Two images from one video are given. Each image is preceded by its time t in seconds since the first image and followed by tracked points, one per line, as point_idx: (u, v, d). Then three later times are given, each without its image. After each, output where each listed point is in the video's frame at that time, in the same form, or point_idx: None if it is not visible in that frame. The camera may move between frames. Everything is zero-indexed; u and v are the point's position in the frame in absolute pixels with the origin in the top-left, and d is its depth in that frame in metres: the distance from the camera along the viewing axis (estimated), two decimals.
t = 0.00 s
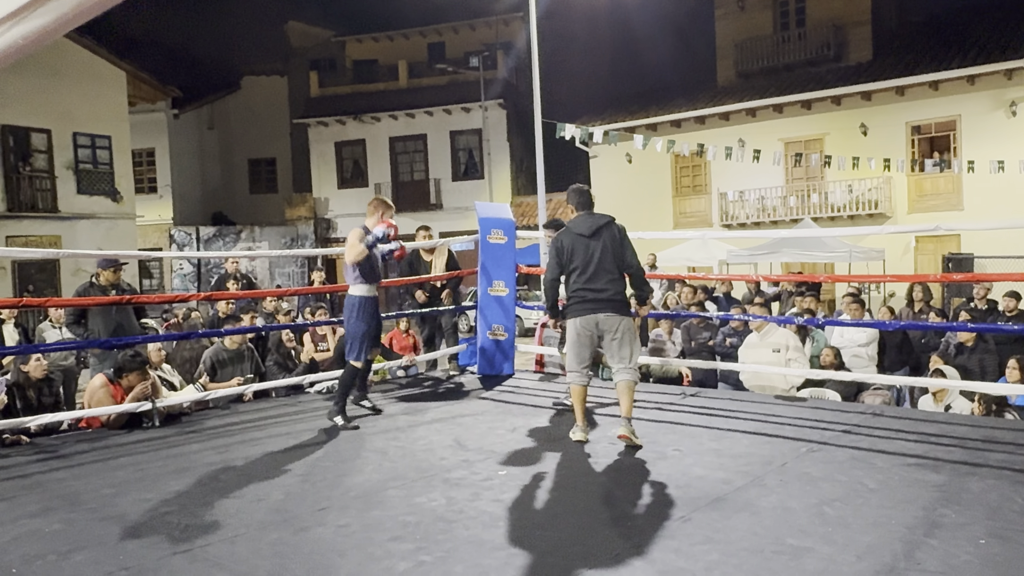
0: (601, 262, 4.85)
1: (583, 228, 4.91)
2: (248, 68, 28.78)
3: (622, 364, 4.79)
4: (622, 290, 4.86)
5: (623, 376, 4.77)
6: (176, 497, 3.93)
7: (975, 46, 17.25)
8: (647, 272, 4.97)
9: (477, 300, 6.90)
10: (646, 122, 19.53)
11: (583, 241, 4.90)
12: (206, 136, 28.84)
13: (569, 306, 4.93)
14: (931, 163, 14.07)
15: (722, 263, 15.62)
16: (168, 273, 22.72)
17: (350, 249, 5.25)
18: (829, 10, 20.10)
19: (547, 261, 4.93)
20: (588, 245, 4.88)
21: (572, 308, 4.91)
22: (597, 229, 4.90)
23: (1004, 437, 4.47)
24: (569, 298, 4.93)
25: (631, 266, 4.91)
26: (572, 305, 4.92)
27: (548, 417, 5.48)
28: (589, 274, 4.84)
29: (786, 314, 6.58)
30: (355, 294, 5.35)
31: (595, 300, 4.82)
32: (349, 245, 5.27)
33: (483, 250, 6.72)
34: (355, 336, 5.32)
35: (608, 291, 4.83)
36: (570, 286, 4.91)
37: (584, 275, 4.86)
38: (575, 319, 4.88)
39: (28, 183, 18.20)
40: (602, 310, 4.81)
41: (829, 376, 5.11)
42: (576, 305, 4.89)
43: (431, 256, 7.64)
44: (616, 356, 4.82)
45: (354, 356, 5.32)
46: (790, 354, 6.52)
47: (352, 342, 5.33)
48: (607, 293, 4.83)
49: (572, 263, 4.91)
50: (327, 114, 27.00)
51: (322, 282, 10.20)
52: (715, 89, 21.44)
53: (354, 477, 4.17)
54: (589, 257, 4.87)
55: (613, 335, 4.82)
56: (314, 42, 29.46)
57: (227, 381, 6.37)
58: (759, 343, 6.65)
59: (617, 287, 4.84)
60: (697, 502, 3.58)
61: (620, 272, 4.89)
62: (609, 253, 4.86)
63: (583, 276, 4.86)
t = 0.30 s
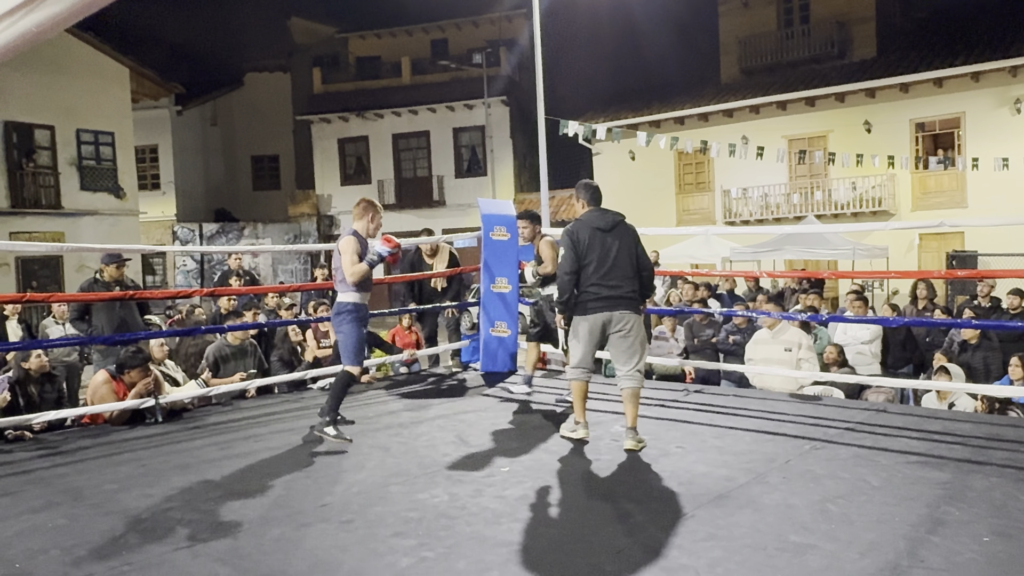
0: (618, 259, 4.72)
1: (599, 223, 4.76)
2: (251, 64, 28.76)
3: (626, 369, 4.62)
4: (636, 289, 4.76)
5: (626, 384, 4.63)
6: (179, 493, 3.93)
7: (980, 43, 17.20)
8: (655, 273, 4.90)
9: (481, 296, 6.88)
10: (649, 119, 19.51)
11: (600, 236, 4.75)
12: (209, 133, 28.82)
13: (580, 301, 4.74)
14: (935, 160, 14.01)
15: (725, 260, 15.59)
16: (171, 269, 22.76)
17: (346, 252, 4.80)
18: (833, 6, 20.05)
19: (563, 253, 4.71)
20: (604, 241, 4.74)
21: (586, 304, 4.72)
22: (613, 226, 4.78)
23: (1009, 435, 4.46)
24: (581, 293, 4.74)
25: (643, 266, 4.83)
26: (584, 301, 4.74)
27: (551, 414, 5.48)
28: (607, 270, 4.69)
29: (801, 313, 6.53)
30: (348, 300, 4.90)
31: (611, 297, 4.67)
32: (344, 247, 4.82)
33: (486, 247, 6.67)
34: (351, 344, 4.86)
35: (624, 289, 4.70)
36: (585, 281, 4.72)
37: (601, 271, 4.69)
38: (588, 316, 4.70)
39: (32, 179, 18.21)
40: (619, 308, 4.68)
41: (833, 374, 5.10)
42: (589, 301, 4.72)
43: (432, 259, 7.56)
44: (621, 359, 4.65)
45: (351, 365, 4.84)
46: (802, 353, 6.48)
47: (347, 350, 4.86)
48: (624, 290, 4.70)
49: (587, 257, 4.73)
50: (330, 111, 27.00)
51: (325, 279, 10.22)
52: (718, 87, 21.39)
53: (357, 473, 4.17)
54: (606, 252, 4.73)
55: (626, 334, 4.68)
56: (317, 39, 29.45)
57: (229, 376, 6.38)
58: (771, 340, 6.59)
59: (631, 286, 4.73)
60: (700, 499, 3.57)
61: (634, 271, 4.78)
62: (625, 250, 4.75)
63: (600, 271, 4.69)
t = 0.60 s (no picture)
0: (618, 254, 4.68)
1: (595, 219, 4.70)
2: (255, 59, 28.76)
3: (629, 362, 4.64)
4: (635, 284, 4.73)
5: (627, 377, 4.66)
6: (182, 487, 3.94)
7: (985, 39, 17.14)
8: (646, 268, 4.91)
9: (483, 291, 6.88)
10: (652, 115, 19.51)
11: (596, 233, 4.68)
12: (212, 128, 28.83)
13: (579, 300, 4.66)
14: (939, 157, 13.97)
15: (728, 256, 15.58)
16: (174, 264, 22.79)
17: (361, 224, 4.56)
18: (838, 2, 19.99)
19: (559, 252, 4.64)
20: (602, 237, 4.69)
21: (586, 302, 4.64)
22: (608, 222, 4.73)
23: (1013, 431, 4.44)
24: (582, 292, 4.65)
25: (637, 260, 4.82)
26: (585, 299, 4.66)
27: (553, 409, 5.48)
28: (607, 267, 4.63)
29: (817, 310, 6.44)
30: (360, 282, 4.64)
31: (614, 294, 4.62)
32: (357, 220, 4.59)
33: (488, 240, 6.70)
34: (359, 331, 4.60)
35: (625, 284, 4.66)
36: (584, 279, 4.64)
37: (601, 268, 4.63)
38: (591, 314, 4.61)
39: (35, 174, 18.25)
40: (621, 305, 4.63)
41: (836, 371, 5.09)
42: (590, 299, 4.63)
43: (434, 258, 7.46)
44: (627, 354, 4.66)
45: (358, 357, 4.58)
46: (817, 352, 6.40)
47: (355, 338, 4.58)
48: (624, 287, 4.64)
49: (586, 255, 4.65)
50: (333, 106, 27.01)
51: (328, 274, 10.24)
52: (722, 82, 21.34)
53: (359, 468, 4.17)
54: (604, 248, 4.67)
55: (626, 331, 4.66)
56: (320, 34, 29.46)
57: (233, 370, 6.39)
58: (787, 337, 6.54)
59: (631, 282, 4.70)
60: (702, 495, 3.57)
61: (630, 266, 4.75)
62: (623, 245, 4.72)
63: (598, 269, 4.63)
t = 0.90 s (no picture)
0: (640, 253, 4.61)
1: (618, 217, 4.62)
2: (260, 56, 28.77)
3: (650, 362, 4.62)
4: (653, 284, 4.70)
5: (650, 377, 4.61)
6: (190, 483, 3.95)
7: (991, 36, 17.09)
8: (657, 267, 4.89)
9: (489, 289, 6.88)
10: (657, 113, 19.48)
11: (620, 231, 4.60)
12: (218, 125, 28.83)
13: (603, 299, 4.55)
14: (947, 154, 13.91)
15: (734, 253, 15.53)
16: (180, 261, 22.84)
17: (394, 250, 4.17)
18: None
19: (589, 248, 4.48)
20: (625, 235, 4.61)
21: (610, 301, 4.55)
22: (629, 220, 4.66)
23: (1022, 429, 4.43)
24: (605, 290, 4.55)
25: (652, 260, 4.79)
26: (607, 297, 4.56)
27: (559, 406, 5.48)
28: (633, 266, 4.56)
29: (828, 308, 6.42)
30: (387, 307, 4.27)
31: (637, 294, 4.56)
32: (390, 244, 4.20)
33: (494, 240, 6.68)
34: (403, 355, 4.20)
35: (647, 284, 4.61)
36: (610, 278, 4.54)
37: (626, 268, 4.56)
38: (615, 313, 4.54)
39: (42, 171, 18.27)
40: (643, 305, 4.59)
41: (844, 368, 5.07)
42: (615, 297, 4.54)
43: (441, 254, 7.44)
44: (646, 354, 4.63)
45: (407, 380, 4.16)
46: (826, 350, 6.39)
47: (401, 362, 4.18)
48: (647, 286, 4.60)
49: (611, 253, 4.56)
50: (339, 104, 27.03)
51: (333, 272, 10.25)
52: (728, 80, 21.29)
53: (366, 465, 4.18)
54: (628, 247, 4.60)
55: (647, 330, 4.61)
56: (325, 31, 29.50)
57: (240, 366, 6.40)
58: (797, 335, 6.51)
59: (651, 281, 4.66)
60: (709, 492, 3.57)
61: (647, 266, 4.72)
62: (644, 244, 4.66)
63: (623, 268, 4.55)
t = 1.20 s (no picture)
0: (653, 251, 4.62)
1: (632, 216, 4.61)
2: (265, 55, 28.80)
3: (656, 361, 4.61)
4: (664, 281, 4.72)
5: (656, 375, 4.61)
6: (196, 480, 3.96)
7: (998, 35, 17.03)
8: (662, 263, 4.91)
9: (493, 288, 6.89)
10: (663, 112, 19.48)
11: (635, 230, 4.59)
12: (223, 124, 28.85)
13: (622, 298, 4.54)
14: (953, 153, 13.86)
15: (738, 253, 15.51)
16: (185, 260, 22.89)
17: (435, 222, 4.26)
18: None
19: (608, 248, 4.46)
20: (639, 234, 4.60)
21: (628, 300, 4.54)
22: (641, 218, 4.66)
23: None
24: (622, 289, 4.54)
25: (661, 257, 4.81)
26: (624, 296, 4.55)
27: (564, 405, 5.48)
28: (649, 264, 4.56)
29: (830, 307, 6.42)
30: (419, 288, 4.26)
31: (653, 292, 4.56)
32: (429, 219, 4.29)
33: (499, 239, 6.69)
34: (422, 343, 4.21)
35: (661, 281, 4.62)
36: (629, 277, 4.53)
37: (642, 266, 4.56)
38: (632, 311, 4.54)
39: (48, 170, 18.33)
40: (660, 303, 4.59)
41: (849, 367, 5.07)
42: (633, 296, 4.54)
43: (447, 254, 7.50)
44: (652, 352, 4.62)
45: (417, 372, 4.19)
46: (830, 349, 6.39)
47: (420, 350, 4.19)
48: (661, 284, 4.61)
49: (627, 252, 4.54)
50: (343, 102, 27.04)
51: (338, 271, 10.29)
52: (733, 78, 21.26)
53: (371, 463, 4.19)
54: (643, 246, 4.60)
55: (660, 328, 4.62)
56: (330, 30, 29.54)
57: (245, 364, 6.42)
58: (798, 336, 6.49)
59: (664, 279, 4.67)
60: (714, 491, 3.57)
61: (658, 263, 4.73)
62: (654, 242, 4.67)
63: (639, 266, 4.55)
